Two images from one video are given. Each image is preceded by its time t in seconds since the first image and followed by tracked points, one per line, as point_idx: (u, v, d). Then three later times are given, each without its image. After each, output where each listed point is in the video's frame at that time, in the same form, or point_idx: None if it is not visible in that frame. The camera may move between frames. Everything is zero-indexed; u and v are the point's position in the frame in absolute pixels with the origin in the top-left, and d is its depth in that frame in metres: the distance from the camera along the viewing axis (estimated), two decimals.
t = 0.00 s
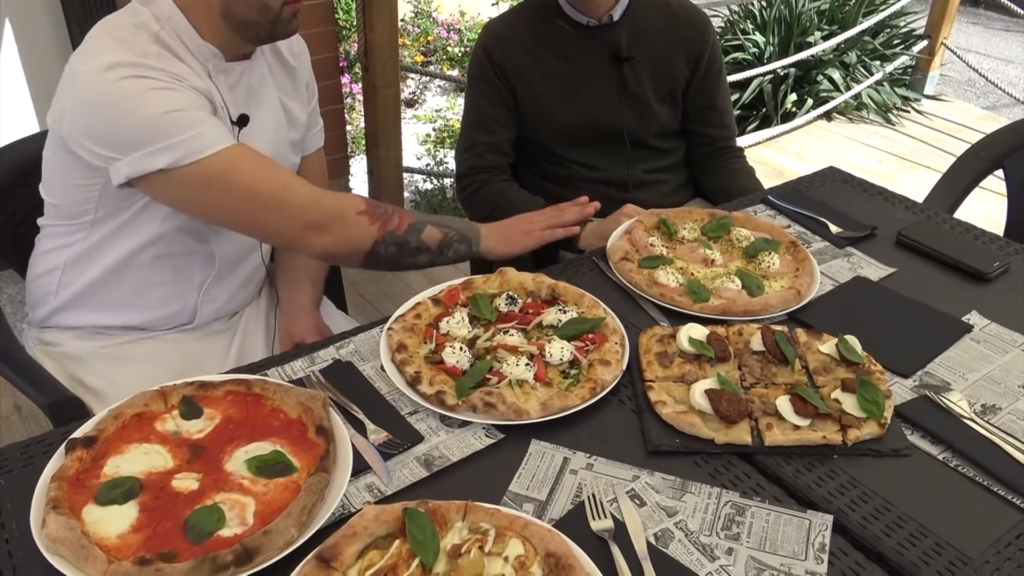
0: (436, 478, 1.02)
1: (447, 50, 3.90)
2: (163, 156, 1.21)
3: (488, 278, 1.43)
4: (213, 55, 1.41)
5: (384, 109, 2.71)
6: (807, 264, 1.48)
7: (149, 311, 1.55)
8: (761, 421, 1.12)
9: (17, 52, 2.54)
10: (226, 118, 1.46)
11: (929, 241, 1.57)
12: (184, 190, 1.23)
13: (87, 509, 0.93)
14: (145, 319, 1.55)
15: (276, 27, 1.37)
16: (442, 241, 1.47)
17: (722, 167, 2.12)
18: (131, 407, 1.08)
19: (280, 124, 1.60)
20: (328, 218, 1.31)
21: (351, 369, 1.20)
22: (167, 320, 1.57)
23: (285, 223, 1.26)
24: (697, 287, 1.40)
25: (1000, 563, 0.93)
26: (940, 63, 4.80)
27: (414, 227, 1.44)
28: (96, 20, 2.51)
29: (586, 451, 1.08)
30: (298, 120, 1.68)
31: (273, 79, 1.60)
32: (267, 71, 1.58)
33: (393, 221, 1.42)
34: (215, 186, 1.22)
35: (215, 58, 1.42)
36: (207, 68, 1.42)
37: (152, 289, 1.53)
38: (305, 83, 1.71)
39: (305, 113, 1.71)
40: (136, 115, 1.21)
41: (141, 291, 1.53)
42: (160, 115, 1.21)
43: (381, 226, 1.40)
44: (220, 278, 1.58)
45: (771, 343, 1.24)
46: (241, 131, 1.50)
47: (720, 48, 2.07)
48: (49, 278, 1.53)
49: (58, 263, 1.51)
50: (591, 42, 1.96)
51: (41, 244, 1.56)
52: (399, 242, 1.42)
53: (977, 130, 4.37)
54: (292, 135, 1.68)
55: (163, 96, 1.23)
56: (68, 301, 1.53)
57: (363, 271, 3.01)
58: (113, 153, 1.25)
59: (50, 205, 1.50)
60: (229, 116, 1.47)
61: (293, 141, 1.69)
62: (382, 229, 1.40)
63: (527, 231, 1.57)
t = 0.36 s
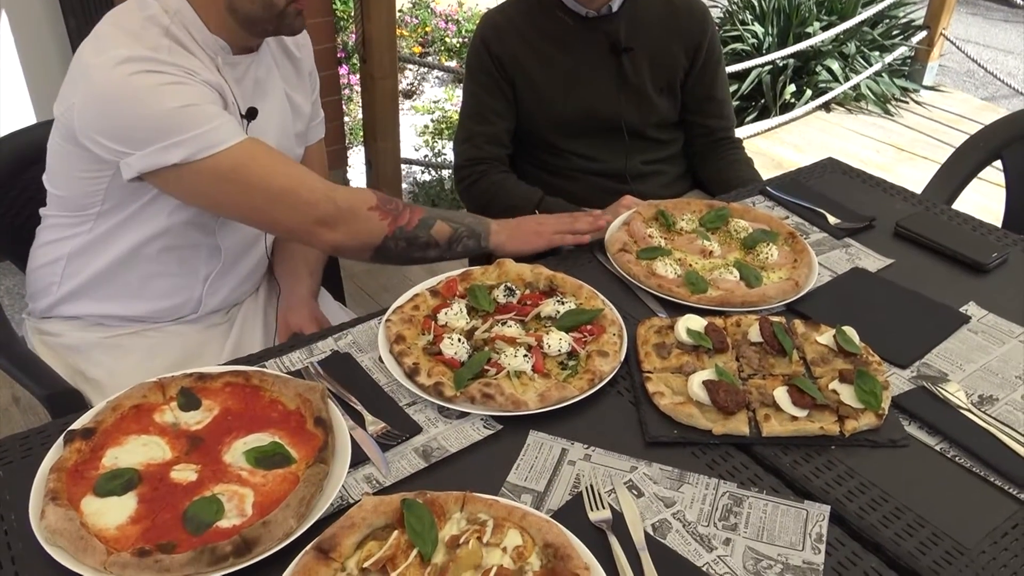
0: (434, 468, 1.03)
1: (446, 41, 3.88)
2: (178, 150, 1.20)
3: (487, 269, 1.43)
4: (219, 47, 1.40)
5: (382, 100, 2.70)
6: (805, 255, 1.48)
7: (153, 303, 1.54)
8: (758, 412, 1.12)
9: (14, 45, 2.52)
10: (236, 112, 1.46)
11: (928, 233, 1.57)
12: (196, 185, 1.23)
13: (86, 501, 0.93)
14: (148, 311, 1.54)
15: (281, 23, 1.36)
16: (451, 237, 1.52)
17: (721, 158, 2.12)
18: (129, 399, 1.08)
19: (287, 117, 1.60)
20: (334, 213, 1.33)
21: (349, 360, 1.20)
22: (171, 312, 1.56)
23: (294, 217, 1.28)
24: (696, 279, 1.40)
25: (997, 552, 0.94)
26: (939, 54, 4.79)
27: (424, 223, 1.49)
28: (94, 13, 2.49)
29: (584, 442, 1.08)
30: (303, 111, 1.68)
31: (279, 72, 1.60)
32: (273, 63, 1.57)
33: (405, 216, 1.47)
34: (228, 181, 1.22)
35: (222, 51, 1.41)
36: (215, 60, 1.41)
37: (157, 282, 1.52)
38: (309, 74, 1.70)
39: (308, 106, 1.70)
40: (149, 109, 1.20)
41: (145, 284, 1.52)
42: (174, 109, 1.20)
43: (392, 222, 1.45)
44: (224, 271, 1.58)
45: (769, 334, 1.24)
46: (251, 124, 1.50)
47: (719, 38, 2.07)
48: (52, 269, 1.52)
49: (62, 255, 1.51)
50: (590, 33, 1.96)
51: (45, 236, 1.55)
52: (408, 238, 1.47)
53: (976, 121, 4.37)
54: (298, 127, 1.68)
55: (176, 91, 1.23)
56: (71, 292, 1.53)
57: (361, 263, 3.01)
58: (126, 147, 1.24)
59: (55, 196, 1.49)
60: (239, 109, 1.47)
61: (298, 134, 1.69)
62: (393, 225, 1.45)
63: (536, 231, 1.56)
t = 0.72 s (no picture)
0: (430, 464, 1.03)
1: (441, 36, 3.88)
2: (172, 147, 1.20)
3: (483, 264, 1.43)
4: (215, 43, 1.40)
5: (378, 96, 2.69)
6: (799, 248, 1.48)
7: (149, 300, 1.53)
8: (754, 406, 1.13)
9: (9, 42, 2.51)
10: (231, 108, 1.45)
11: (922, 227, 1.57)
12: (189, 183, 1.23)
13: (82, 498, 0.93)
14: (143, 308, 1.54)
15: (278, 21, 1.36)
16: (444, 230, 1.51)
17: (716, 153, 2.12)
18: (125, 396, 1.08)
19: (282, 114, 1.59)
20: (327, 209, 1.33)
21: (346, 356, 1.20)
22: (166, 309, 1.56)
23: (289, 215, 1.28)
24: (691, 274, 1.40)
25: (991, 545, 0.94)
26: (934, 48, 4.79)
27: (418, 219, 1.48)
28: (88, 9, 2.48)
29: (580, 437, 1.08)
30: (298, 109, 1.68)
31: (275, 68, 1.59)
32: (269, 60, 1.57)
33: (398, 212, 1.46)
34: (222, 178, 1.22)
35: (219, 48, 1.41)
36: (210, 55, 1.40)
37: (152, 279, 1.52)
38: (305, 70, 1.70)
39: (304, 102, 1.70)
40: (143, 107, 1.20)
41: (140, 281, 1.52)
42: (168, 107, 1.20)
43: (384, 220, 1.44)
44: (219, 267, 1.57)
45: (765, 328, 1.24)
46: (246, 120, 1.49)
47: (714, 33, 2.07)
48: (47, 267, 1.52)
49: (57, 252, 1.50)
50: (586, 29, 1.95)
51: (40, 233, 1.54)
52: (401, 235, 1.46)
53: (970, 115, 4.38)
54: (294, 124, 1.68)
55: (170, 88, 1.22)
56: (65, 290, 1.52)
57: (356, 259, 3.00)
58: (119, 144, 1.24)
59: (50, 194, 1.48)
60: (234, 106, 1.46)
61: (292, 129, 1.68)
62: (386, 222, 1.44)
63: (533, 225, 1.55)
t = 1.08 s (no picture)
0: (426, 464, 1.03)
1: (434, 35, 3.87)
2: (147, 153, 1.20)
3: (477, 264, 1.43)
4: (203, 44, 1.40)
5: (371, 95, 2.69)
6: (775, 240, 1.51)
7: (140, 301, 1.53)
8: (749, 403, 1.13)
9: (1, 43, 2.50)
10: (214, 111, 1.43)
11: (916, 224, 1.58)
12: (169, 187, 1.22)
13: (77, 500, 0.93)
14: (135, 310, 1.53)
15: (269, 21, 1.35)
16: (419, 239, 1.51)
17: (709, 151, 2.13)
18: (119, 397, 1.07)
19: (271, 115, 1.58)
20: (301, 218, 1.32)
21: (340, 356, 1.20)
22: (158, 311, 1.55)
23: (263, 223, 1.27)
24: (680, 274, 1.40)
25: (986, 540, 0.94)
26: (926, 45, 4.81)
27: (391, 230, 1.47)
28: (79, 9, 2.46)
29: (575, 435, 1.08)
30: (289, 109, 1.67)
31: (264, 70, 1.58)
32: (259, 61, 1.56)
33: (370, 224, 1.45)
34: (199, 184, 1.22)
35: (207, 48, 1.41)
36: (198, 57, 1.40)
37: (143, 281, 1.51)
38: (296, 70, 1.69)
39: (295, 104, 1.69)
40: (123, 110, 1.20)
41: (131, 283, 1.51)
42: (146, 112, 1.20)
43: (356, 234, 1.43)
44: (211, 268, 1.57)
45: (759, 325, 1.24)
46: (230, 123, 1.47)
47: (707, 31, 2.07)
48: (36, 270, 1.51)
49: (46, 255, 1.49)
50: (578, 28, 1.95)
51: (29, 236, 1.54)
52: (375, 247, 1.45)
53: (963, 112, 4.39)
54: (284, 125, 1.67)
55: (150, 92, 1.22)
56: (55, 292, 1.51)
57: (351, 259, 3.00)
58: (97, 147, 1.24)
59: (39, 196, 1.47)
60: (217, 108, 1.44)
61: (283, 130, 1.67)
62: (359, 236, 1.43)
63: (507, 231, 1.55)
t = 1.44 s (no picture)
0: (422, 467, 1.03)
1: (428, 38, 3.85)
2: (136, 160, 1.20)
3: (472, 267, 1.43)
4: (196, 47, 1.40)
5: (366, 98, 2.69)
6: (765, 240, 1.52)
7: (134, 306, 1.53)
8: (744, 405, 1.13)
9: None
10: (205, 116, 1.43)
11: (909, 225, 1.58)
12: (159, 194, 1.22)
13: (72, 505, 0.92)
14: (129, 315, 1.53)
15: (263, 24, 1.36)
16: (408, 246, 1.50)
17: (704, 154, 2.13)
18: (114, 402, 1.07)
19: (265, 119, 1.58)
20: (294, 222, 1.31)
21: (336, 360, 1.20)
22: (152, 315, 1.55)
23: (253, 232, 1.26)
24: (674, 277, 1.40)
25: (981, 541, 0.95)
26: (919, 47, 4.83)
27: (379, 238, 1.47)
28: (73, 13, 2.46)
29: (571, 438, 1.08)
30: (284, 113, 1.67)
31: (258, 74, 1.58)
32: (253, 65, 1.56)
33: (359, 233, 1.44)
34: (189, 191, 1.21)
35: (201, 52, 1.41)
36: (191, 61, 1.40)
37: (137, 286, 1.51)
38: (290, 74, 1.69)
39: (289, 107, 1.69)
40: (113, 116, 1.20)
41: (125, 288, 1.50)
42: (136, 118, 1.20)
43: (345, 242, 1.42)
44: (205, 273, 1.57)
45: (754, 327, 1.24)
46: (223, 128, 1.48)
47: (701, 34, 2.08)
48: (28, 274, 1.50)
49: (38, 260, 1.49)
50: (572, 31, 1.96)
51: (21, 240, 1.53)
52: (363, 255, 1.45)
53: (956, 114, 4.41)
54: (279, 129, 1.67)
55: (141, 98, 1.22)
56: (48, 297, 1.50)
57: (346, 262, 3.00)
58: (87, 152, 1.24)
59: (32, 200, 1.47)
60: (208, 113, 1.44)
61: (277, 134, 1.66)
62: (347, 245, 1.42)
63: (497, 237, 1.53)
